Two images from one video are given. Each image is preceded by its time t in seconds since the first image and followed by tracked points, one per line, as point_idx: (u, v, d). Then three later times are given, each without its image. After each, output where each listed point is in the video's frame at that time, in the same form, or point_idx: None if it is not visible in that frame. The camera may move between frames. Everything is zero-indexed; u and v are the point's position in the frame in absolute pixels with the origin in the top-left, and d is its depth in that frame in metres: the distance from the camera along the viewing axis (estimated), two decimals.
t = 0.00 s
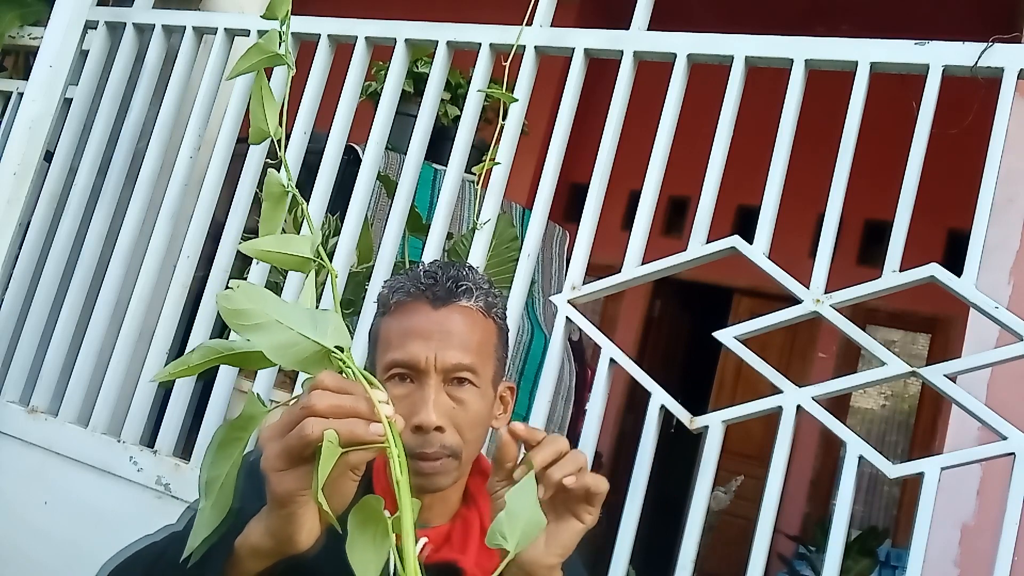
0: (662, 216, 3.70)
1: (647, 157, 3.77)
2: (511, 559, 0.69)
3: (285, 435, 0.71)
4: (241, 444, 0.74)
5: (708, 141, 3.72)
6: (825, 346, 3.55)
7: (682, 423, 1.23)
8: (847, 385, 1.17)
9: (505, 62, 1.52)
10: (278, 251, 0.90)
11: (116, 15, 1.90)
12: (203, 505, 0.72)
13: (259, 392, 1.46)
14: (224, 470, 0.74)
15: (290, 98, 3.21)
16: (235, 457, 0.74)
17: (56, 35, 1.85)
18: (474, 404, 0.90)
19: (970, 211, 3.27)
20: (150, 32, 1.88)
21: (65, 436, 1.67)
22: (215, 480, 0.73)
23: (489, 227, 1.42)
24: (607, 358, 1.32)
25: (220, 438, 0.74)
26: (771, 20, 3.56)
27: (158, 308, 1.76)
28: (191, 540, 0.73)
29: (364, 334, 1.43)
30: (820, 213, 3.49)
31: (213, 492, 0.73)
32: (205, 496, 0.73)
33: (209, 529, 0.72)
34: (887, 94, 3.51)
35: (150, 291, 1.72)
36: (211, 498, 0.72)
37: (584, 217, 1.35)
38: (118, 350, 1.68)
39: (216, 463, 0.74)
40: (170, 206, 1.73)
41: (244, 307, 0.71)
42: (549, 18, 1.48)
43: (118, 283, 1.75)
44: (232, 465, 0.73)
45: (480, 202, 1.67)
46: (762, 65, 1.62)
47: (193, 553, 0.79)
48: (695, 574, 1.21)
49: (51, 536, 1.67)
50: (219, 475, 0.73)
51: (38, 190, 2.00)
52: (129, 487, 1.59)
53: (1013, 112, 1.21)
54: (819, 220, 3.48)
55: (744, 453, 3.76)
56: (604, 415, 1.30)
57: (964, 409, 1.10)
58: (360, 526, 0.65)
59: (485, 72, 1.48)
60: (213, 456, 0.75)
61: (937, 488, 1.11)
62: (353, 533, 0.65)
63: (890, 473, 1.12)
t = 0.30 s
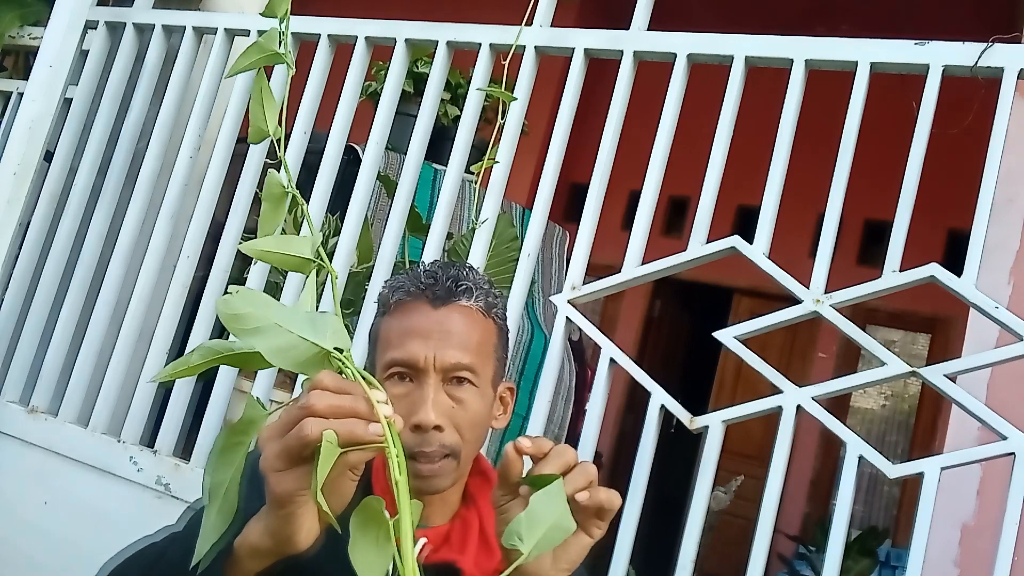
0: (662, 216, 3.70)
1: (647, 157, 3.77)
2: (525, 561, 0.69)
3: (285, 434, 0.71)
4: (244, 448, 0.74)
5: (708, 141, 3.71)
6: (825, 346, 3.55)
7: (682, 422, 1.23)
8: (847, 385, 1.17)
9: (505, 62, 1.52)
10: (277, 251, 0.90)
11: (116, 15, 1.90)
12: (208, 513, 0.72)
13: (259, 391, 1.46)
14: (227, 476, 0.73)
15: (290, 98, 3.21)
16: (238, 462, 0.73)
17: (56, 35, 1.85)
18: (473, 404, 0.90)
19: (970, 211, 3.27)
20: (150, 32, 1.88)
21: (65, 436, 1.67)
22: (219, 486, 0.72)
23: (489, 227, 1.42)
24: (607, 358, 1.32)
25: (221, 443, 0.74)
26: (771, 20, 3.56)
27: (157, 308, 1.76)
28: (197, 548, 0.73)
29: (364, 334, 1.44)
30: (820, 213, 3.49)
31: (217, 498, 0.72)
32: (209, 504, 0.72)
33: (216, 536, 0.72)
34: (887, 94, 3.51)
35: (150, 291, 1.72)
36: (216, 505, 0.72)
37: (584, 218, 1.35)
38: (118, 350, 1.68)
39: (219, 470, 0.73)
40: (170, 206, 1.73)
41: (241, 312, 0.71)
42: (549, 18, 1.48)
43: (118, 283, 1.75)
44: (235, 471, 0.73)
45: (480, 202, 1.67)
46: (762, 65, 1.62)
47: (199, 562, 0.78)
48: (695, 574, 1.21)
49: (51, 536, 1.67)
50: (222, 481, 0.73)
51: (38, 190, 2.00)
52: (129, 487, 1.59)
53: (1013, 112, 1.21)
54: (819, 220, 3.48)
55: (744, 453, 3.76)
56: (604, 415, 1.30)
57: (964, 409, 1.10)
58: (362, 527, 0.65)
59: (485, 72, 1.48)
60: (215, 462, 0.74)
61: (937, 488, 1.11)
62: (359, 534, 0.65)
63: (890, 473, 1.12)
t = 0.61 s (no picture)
0: (662, 216, 3.70)
1: (647, 157, 3.77)
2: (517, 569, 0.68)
3: (279, 439, 0.71)
4: (237, 447, 0.74)
5: (708, 141, 3.72)
6: (825, 346, 3.55)
7: (681, 423, 1.23)
8: (847, 385, 1.17)
9: (505, 62, 1.52)
10: (273, 248, 0.89)
11: (116, 15, 1.90)
12: (199, 508, 0.72)
13: (259, 391, 1.47)
14: (221, 473, 0.73)
15: (290, 99, 3.21)
16: (230, 461, 0.74)
17: (56, 35, 1.85)
18: (474, 403, 0.90)
19: (970, 211, 3.27)
20: (150, 32, 1.88)
21: (65, 436, 1.67)
22: (210, 484, 0.73)
23: (489, 227, 1.42)
24: (607, 358, 1.32)
25: (218, 440, 0.74)
26: (771, 20, 3.56)
27: (158, 308, 1.76)
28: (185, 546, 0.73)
29: (364, 334, 1.44)
30: (820, 213, 3.49)
31: (207, 496, 0.72)
32: (200, 500, 0.72)
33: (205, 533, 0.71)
34: (887, 94, 3.51)
35: (150, 292, 1.72)
36: (207, 501, 0.72)
37: (584, 218, 1.35)
38: (118, 350, 1.68)
39: (213, 466, 0.74)
40: (170, 206, 1.73)
41: (233, 313, 0.71)
42: (549, 18, 1.48)
43: (118, 283, 1.75)
44: (227, 469, 0.73)
45: (480, 202, 1.67)
46: (761, 65, 1.62)
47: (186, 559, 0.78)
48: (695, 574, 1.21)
49: (51, 536, 1.67)
50: (215, 477, 0.73)
51: (38, 190, 2.00)
52: (129, 487, 1.59)
53: (1013, 111, 1.21)
54: (819, 220, 3.48)
55: (744, 453, 3.76)
56: (604, 415, 1.30)
57: (964, 409, 1.10)
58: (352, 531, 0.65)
59: (485, 72, 1.48)
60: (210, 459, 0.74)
61: (937, 488, 1.11)
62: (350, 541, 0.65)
63: (890, 473, 1.12)
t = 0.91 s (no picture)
0: (662, 215, 3.70)
1: (647, 157, 3.77)
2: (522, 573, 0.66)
3: (279, 438, 0.71)
4: (238, 446, 0.74)
5: (709, 141, 3.71)
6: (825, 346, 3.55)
7: (681, 422, 1.23)
8: (847, 385, 1.17)
9: (505, 62, 1.52)
10: (275, 247, 0.89)
11: (116, 15, 1.90)
12: (201, 508, 0.72)
13: (259, 391, 1.47)
14: (223, 472, 0.73)
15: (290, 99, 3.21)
16: (232, 459, 0.74)
17: (56, 35, 1.85)
18: (484, 399, 0.90)
19: (970, 211, 3.27)
20: (150, 32, 1.88)
21: (65, 436, 1.67)
22: (212, 483, 0.73)
23: (489, 227, 1.42)
24: (606, 358, 1.32)
25: (219, 439, 0.74)
26: (771, 20, 3.56)
27: (158, 308, 1.76)
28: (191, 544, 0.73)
29: (365, 334, 1.44)
30: (820, 213, 3.49)
31: (210, 495, 0.73)
32: (202, 500, 0.73)
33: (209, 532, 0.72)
34: (887, 94, 3.51)
35: (150, 292, 1.72)
36: (209, 502, 0.72)
37: (584, 218, 1.35)
38: (118, 350, 1.68)
39: (214, 465, 0.74)
40: (170, 206, 1.73)
41: (230, 319, 0.70)
42: (549, 18, 1.48)
43: (118, 283, 1.75)
44: (228, 468, 0.73)
45: (480, 203, 1.67)
46: (761, 65, 1.62)
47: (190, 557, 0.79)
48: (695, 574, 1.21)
49: (51, 536, 1.67)
50: (217, 477, 0.73)
51: (38, 190, 1.99)
52: (129, 487, 1.59)
53: (1013, 111, 1.21)
54: (819, 220, 3.48)
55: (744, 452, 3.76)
56: (604, 415, 1.30)
57: (964, 409, 1.10)
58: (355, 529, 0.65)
59: (485, 72, 1.47)
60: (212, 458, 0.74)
61: (937, 488, 1.11)
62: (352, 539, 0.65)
63: (890, 473, 1.12)
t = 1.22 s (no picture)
0: (662, 216, 3.70)
1: (647, 157, 3.77)
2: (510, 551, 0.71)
3: (285, 438, 0.70)
4: (241, 442, 0.74)
5: (708, 141, 3.72)
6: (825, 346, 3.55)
7: (681, 423, 1.23)
8: (847, 385, 1.17)
9: (505, 62, 1.52)
10: (280, 244, 0.89)
11: (116, 15, 1.90)
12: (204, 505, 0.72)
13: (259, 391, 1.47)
14: (225, 468, 0.73)
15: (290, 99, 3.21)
16: (235, 455, 0.73)
17: (56, 35, 1.85)
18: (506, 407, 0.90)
19: (970, 211, 3.27)
20: (150, 32, 1.88)
21: (65, 436, 1.67)
22: (216, 479, 0.72)
23: (489, 226, 1.42)
24: (607, 358, 1.32)
25: (221, 435, 0.73)
26: (771, 20, 3.56)
27: (158, 309, 1.76)
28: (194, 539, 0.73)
29: (365, 334, 1.44)
30: (820, 213, 3.49)
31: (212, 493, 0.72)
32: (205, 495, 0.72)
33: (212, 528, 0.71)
34: (887, 94, 3.51)
35: (150, 292, 1.72)
36: (212, 498, 0.72)
37: (584, 218, 1.35)
38: (118, 350, 1.68)
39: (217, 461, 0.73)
40: (170, 206, 1.73)
41: (242, 308, 0.71)
42: (549, 18, 1.48)
43: (118, 283, 1.75)
44: (232, 464, 0.73)
45: (480, 203, 1.67)
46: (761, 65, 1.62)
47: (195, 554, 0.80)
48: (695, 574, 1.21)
49: (51, 535, 1.67)
50: (220, 472, 0.73)
51: (38, 190, 1.99)
52: (129, 487, 1.59)
53: (1013, 111, 1.20)
54: (819, 220, 3.48)
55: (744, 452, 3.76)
56: (604, 415, 1.30)
57: (964, 409, 1.10)
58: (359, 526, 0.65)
59: (485, 72, 1.47)
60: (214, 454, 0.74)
61: (937, 488, 1.11)
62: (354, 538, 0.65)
63: (890, 473, 1.12)
